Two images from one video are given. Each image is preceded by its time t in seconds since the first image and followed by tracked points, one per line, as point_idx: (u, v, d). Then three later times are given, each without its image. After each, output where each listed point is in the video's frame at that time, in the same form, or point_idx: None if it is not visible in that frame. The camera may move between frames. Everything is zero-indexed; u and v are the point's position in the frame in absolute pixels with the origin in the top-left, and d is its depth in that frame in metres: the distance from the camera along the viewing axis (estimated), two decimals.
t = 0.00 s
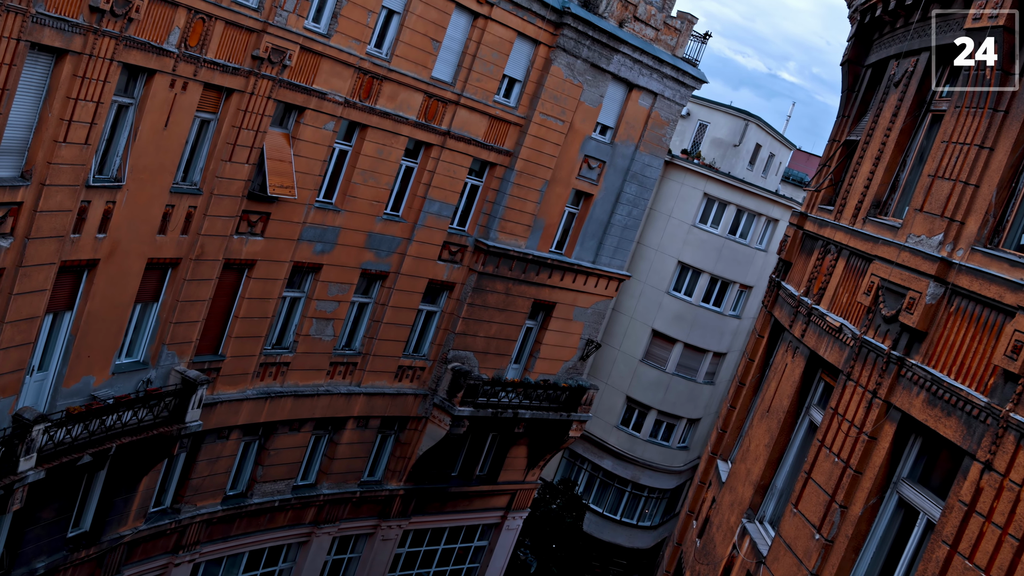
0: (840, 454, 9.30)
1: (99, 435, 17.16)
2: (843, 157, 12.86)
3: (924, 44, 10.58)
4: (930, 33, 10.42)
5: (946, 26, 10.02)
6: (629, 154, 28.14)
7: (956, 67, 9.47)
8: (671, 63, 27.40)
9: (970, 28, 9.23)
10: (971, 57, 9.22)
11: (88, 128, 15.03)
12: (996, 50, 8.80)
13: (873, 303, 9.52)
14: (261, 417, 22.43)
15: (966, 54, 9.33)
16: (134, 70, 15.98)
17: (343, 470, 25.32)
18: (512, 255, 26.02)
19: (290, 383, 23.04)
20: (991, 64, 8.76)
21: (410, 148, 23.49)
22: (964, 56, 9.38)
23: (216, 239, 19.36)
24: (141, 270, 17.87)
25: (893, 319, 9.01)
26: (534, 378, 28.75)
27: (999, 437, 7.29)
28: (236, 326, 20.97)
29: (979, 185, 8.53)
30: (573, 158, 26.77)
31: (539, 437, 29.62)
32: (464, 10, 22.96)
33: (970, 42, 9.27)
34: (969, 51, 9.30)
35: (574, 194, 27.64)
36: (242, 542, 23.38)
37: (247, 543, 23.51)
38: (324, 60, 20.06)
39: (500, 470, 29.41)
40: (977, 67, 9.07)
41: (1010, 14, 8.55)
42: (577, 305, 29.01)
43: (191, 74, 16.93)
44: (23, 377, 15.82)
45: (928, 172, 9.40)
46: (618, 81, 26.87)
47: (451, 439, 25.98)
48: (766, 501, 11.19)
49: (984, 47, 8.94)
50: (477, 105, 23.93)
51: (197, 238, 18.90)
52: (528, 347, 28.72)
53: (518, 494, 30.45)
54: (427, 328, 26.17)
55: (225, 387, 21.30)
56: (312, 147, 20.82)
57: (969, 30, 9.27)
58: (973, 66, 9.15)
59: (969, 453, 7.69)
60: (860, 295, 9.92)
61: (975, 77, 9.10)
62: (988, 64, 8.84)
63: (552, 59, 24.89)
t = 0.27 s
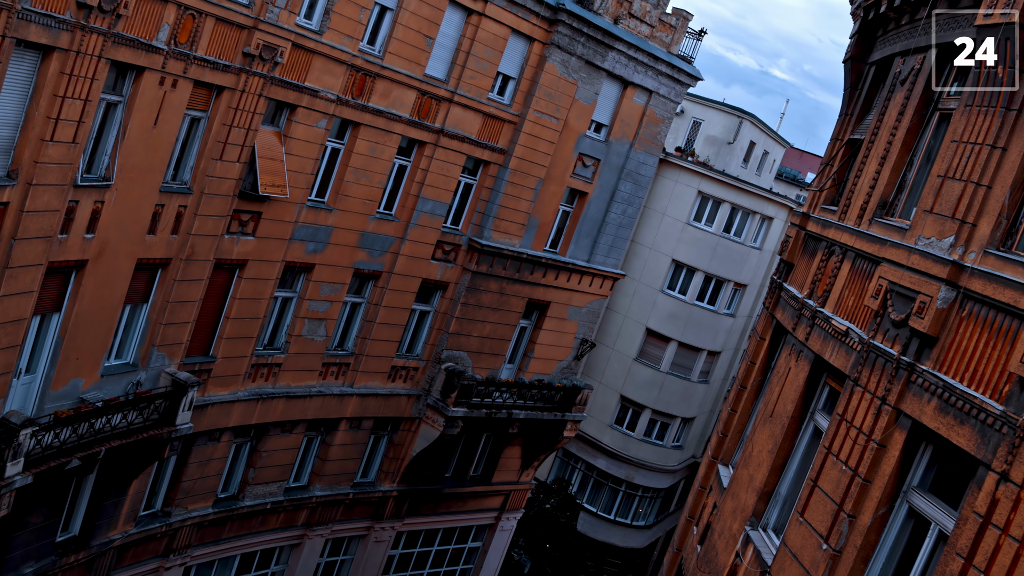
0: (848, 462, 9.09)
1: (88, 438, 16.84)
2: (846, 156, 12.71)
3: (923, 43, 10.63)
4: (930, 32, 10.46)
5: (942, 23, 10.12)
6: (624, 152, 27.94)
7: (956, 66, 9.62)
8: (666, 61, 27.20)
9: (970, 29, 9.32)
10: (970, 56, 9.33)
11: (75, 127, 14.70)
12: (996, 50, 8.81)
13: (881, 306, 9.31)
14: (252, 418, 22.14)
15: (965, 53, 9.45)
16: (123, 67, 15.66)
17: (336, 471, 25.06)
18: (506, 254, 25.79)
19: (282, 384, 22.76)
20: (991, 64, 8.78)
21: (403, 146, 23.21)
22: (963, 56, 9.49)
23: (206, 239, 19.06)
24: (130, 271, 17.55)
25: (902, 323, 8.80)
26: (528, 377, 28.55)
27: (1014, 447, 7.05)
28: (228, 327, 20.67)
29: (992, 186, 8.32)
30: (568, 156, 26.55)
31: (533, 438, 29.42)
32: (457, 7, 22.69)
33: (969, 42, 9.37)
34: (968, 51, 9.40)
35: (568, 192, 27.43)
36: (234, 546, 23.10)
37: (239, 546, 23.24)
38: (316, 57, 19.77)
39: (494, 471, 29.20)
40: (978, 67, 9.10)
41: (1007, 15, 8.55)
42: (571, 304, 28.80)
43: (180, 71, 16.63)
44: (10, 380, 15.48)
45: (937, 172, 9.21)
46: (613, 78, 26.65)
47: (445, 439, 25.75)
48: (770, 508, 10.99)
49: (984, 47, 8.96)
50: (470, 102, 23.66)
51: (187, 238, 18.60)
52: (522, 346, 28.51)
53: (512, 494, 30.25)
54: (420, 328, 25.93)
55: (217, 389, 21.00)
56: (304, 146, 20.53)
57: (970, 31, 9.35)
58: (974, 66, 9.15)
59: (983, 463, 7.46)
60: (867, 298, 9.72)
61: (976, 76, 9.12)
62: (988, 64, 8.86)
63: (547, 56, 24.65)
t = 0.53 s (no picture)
0: (856, 472, 8.86)
1: (73, 443, 16.46)
2: (849, 154, 12.51)
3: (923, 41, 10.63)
4: (930, 29, 10.45)
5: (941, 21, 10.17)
6: (617, 149, 27.70)
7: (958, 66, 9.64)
8: (659, 57, 26.95)
9: (970, 28, 9.37)
10: (971, 56, 9.38)
11: (59, 125, 14.33)
12: (995, 50, 8.91)
13: (890, 311, 9.06)
14: (242, 420, 21.80)
15: (965, 53, 9.50)
16: (108, 64, 15.29)
17: (326, 473, 24.74)
18: (498, 252, 25.50)
19: (272, 385, 22.42)
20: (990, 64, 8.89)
21: (394, 144, 22.89)
22: (964, 56, 9.53)
23: (194, 239, 18.70)
24: (116, 272, 17.17)
25: (912, 329, 8.54)
26: (520, 377, 28.30)
27: None
28: (216, 328, 20.31)
29: (1006, 187, 8.08)
30: (561, 153, 26.28)
31: (526, 438, 29.17)
32: (448, 3, 22.37)
33: (970, 42, 9.42)
34: (968, 51, 9.45)
35: (561, 190, 27.17)
36: (223, 549, 22.75)
37: (229, 550, 22.89)
38: (306, 54, 19.42)
39: (486, 472, 28.95)
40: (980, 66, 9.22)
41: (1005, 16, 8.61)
42: (564, 303, 28.55)
43: (167, 68, 16.27)
44: None
45: (948, 173, 8.98)
46: (606, 75, 26.39)
47: (436, 440, 25.47)
48: (773, 517, 10.79)
49: (984, 47, 9.06)
50: (462, 99, 23.35)
51: (174, 238, 18.24)
52: (514, 346, 28.26)
53: (504, 495, 30.00)
54: (412, 328, 25.63)
55: (205, 391, 20.65)
56: (293, 144, 20.17)
57: (971, 30, 9.36)
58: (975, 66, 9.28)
59: (1000, 475, 7.21)
60: (875, 303, 9.48)
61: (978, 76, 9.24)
62: (988, 64, 8.97)
63: (540, 53, 24.36)
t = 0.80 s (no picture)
0: (865, 484, 8.64)
1: (58, 448, 16.04)
2: (852, 153, 12.33)
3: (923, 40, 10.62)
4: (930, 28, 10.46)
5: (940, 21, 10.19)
6: (610, 147, 27.45)
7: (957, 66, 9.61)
8: (652, 54, 26.70)
9: (970, 28, 9.35)
10: (971, 56, 9.35)
11: (42, 123, 13.95)
12: (995, 50, 8.94)
13: (899, 317, 8.82)
14: (230, 423, 21.45)
15: (965, 54, 9.45)
16: (92, 61, 14.91)
17: (316, 475, 24.42)
18: (489, 251, 25.22)
19: (260, 387, 22.08)
20: (991, 64, 8.92)
21: (384, 141, 22.55)
22: (963, 56, 9.51)
23: (181, 239, 18.34)
24: (101, 273, 16.79)
25: (923, 336, 8.31)
26: (512, 377, 28.05)
27: None
28: (204, 329, 19.95)
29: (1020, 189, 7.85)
30: (553, 151, 26.02)
31: (518, 438, 28.93)
32: None
33: (970, 42, 9.39)
34: (968, 51, 9.42)
35: (553, 188, 26.91)
36: (212, 553, 22.41)
37: (217, 554, 22.56)
38: (295, 50, 19.07)
39: (478, 473, 28.70)
40: (980, 66, 9.22)
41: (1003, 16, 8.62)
42: (556, 302, 28.30)
43: (153, 65, 15.90)
44: None
45: (959, 174, 8.76)
46: (599, 72, 26.13)
47: (427, 442, 25.20)
48: (776, 527, 10.59)
49: (984, 47, 9.07)
50: (453, 97, 23.03)
51: (161, 238, 17.88)
52: (506, 346, 27.99)
53: (496, 496, 29.75)
54: (402, 328, 25.34)
55: (193, 393, 20.30)
56: (282, 142, 19.82)
57: (970, 30, 9.35)
58: (975, 66, 9.29)
59: (1017, 490, 6.97)
60: (882, 308, 9.24)
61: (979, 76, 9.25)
62: (989, 64, 8.99)
63: (531, 49, 24.07)
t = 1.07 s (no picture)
0: (873, 495, 8.47)
1: (44, 453, 15.68)
2: (855, 153, 12.46)
3: (923, 38, 10.72)
4: (931, 27, 10.56)
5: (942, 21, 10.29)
6: (604, 145, 27.24)
7: (955, 66, 9.67)
8: (647, 51, 26.46)
9: (971, 28, 9.39)
10: (970, 56, 9.41)
11: (26, 122, 13.61)
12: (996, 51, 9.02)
13: (908, 323, 8.64)
14: (220, 425, 21.14)
15: (965, 53, 9.50)
16: (77, 58, 14.58)
17: (308, 477, 24.14)
18: (482, 251, 24.97)
19: (251, 389, 21.78)
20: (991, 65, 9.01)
21: (376, 140, 22.27)
22: (963, 56, 9.55)
23: (169, 239, 18.02)
24: (88, 275, 16.47)
25: (933, 343, 8.12)
26: (505, 377, 27.83)
27: None
28: (193, 331, 19.64)
29: None
30: (546, 149, 25.79)
31: (511, 439, 28.71)
32: None
33: (970, 42, 9.45)
34: (968, 51, 9.47)
35: (547, 186, 26.69)
36: (202, 557, 22.11)
37: (207, 557, 22.26)
38: (285, 47, 18.77)
39: (471, 474, 28.48)
40: (979, 66, 9.29)
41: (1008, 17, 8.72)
42: (549, 302, 28.08)
43: (140, 62, 15.58)
44: None
45: (970, 176, 8.59)
46: (593, 69, 25.91)
47: (420, 443, 24.96)
48: (778, 536, 10.58)
49: (984, 47, 9.13)
50: (446, 94, 22.76)
51: (149, 239, 17.56)
52: (499, 346, 27.76)
53: (489, 497, 29.54)
54: (394, 328, 25.08)
55: (182, 396, 19.99)
56: (272, 140, 19.51)
57: (971, 30, 9.42)
58: (974, 67, 9.36)
59: None
60: (890, 314, 9.05)
61: (976, 77, 9.33)
62: (988, 65, 9.08)
63: (525, 46, 23.82)
